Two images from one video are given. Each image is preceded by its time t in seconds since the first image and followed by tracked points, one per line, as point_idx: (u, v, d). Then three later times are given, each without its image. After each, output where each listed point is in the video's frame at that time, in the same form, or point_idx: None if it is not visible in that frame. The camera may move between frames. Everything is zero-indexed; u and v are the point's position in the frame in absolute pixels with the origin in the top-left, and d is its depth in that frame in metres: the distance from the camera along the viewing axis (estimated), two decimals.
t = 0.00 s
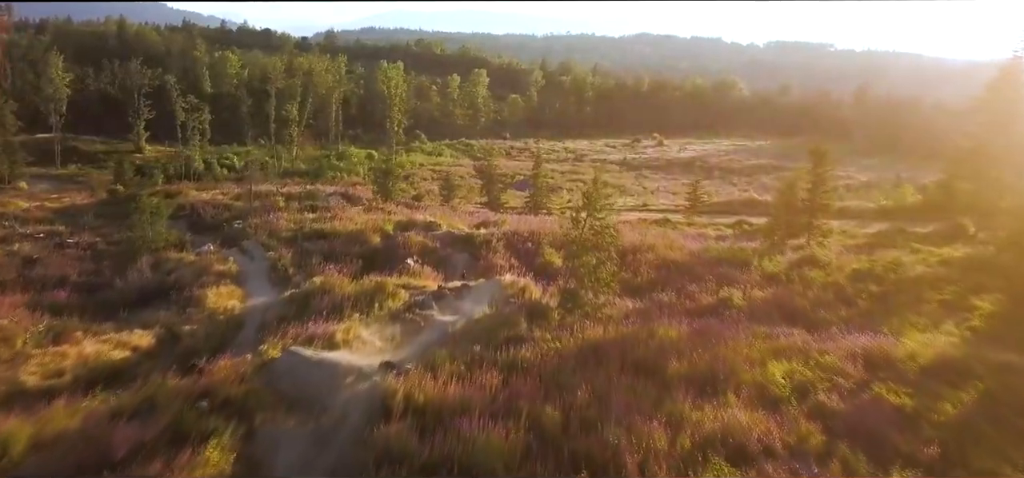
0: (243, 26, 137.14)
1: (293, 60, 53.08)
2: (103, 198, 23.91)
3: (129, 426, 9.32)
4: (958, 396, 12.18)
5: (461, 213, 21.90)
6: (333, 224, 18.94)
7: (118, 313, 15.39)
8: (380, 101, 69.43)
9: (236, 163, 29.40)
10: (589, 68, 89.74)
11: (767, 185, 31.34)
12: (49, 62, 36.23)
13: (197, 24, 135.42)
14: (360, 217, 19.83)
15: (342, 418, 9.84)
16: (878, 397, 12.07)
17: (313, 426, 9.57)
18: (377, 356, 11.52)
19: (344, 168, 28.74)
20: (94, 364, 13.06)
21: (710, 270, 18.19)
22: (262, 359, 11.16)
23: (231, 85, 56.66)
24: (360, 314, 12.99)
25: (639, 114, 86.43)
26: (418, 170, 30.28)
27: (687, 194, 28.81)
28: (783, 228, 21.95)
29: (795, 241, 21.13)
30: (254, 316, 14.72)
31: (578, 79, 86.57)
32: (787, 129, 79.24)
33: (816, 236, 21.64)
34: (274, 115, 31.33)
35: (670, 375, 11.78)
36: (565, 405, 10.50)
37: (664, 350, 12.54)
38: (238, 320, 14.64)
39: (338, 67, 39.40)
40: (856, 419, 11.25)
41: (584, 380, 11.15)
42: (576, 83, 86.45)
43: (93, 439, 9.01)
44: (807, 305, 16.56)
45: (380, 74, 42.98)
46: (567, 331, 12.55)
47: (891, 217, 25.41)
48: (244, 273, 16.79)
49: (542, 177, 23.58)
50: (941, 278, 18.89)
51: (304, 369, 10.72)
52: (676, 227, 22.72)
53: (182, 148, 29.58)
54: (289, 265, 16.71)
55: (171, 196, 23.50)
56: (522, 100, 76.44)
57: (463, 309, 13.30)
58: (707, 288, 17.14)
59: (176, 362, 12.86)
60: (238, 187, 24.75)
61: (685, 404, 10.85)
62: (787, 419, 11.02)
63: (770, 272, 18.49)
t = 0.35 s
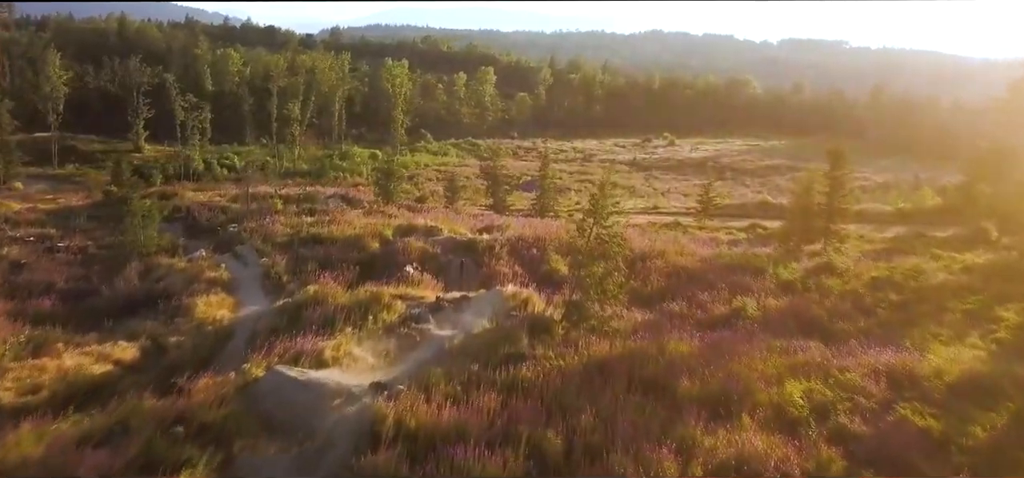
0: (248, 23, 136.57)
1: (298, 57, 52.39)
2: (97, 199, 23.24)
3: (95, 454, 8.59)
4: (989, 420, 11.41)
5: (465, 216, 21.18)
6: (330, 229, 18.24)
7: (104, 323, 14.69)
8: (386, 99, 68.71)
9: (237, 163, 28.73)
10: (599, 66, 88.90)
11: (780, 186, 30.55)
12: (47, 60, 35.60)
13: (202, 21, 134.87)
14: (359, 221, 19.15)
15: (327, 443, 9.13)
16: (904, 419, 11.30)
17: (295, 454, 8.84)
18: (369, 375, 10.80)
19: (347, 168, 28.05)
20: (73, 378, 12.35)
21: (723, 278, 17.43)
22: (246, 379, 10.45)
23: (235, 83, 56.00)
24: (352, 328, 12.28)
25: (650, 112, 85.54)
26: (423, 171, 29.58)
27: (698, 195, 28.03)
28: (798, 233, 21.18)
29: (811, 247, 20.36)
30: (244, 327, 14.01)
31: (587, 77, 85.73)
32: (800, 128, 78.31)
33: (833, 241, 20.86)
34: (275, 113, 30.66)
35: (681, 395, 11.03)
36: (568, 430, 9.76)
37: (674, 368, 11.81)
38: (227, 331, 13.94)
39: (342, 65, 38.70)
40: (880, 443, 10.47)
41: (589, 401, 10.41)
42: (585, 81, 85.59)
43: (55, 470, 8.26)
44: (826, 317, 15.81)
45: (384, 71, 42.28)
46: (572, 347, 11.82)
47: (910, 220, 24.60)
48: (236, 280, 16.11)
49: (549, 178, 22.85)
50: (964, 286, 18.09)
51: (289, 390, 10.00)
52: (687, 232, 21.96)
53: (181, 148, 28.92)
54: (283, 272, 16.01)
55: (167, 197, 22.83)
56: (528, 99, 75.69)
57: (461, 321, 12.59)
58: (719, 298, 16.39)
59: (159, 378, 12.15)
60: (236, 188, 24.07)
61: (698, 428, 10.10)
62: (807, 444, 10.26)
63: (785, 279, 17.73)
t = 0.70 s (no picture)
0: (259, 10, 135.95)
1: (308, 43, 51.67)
2: (96, 188, 22.61)
3: (60, 473, 7.91)
4: None
5: (473, 211, 20.50)
6: (331, 223, 17.55)
7: (93, 323, 14.07)
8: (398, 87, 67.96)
9: (242, 153, 28.07)
10: (613, 53, 87.90)
11: (799, 178, 29.73)
12: (50, 46, 34.99)
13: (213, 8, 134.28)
14: (363, 215, 18.48)
15: (313, 462, 8.43)
16: (935, 433, 10.55)
17: (278, 474, 8.15)
18: (362, 386, 10.12)
19: (354, 158, 27.39)
20: (55, 383, 11.71)
21: (740, 277, 16.69)
22: (230, 390, 9.78)
23: (244, 70, 55.34)
24: (348, 334, 11.60)
25: (666, 100, 84.53)
26: (432, 162, 28.90)
27: (715, 187, 27.26)
28: (819, 229, 20.40)
29: (833, 244, 19.59)
30: (237, 329, 13.34)
31: (601, 64, 84.76)
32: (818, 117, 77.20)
33: (855, 237, 20.08)
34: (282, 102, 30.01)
35: (695, 409, 10.31)
36: (574, 447, 9.05)
37: (689, 378, 11.08)
38: (219, 333, 13.30)
39: (350, 52, 38.01)
40: (911, 460, 9.72)
41: (597, 416, 9.70)
42: (599, 68, 84.64)
43: None
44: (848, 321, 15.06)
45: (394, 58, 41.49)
46: (580, 356, 11.09)
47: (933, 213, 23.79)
48: (232, 277, 15.47)
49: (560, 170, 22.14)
50: (994, 284, 17.29)
51: (275, 403, 9.33)
52: (702, 228, 21.21)
53: (185, 137, 28.30)
54: (280, 269, 15.34)
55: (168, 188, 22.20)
56: (541, 88, 74.84)
57: (463, 326, 11.91)
58: (737, 299, 15.67)
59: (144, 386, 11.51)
60: (239, 179, 23.43)
61: (714, 445, 9.37)
62: (832, 461, 9.51)
63: (806, 278, 16.97)
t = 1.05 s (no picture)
0: None
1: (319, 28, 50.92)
2: (96, 176, 21.99)
3: None
4: None
5: (482, 203, 19.83)
6: (333, 216, 16.92)
7: (83, 321, 13.44)
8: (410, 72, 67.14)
9: (247, 141, 27.42)
10: (629, 38, 86.81)
11: (820, 168, 28.93)
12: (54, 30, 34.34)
13: None
14: (368, 207, 17.85)
15: None
16: (971, 450, 9.82)
17: None
18: (355, 398, 9.46)
19: (363, 146, 26.74)
20: (36, 387, 11.07)
21: (759, 274, 15.97)
22: (214, 402, 9.13)
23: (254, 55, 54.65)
24: (344, 339, 10.96)
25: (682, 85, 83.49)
26: (441, 151, 28.22)
27: (733, 177, 26.49)
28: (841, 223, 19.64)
29: (856, 239, 18.83)
30: (230, 329, 12.72)
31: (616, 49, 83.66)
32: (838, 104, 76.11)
33: (879, 231, 19.31)
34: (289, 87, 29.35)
35: (713, 423, 9.64)
36: (581, 466, 8.36)
37: (705, 388, 10.39)
38: (213, 334, 12.67)
39: (359, 37, 37.29)
40: None
41: (607, 431, 9.02)
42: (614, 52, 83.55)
43: None
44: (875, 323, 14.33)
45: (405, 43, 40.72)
46: (589, 365, 10.43)
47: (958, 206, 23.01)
48: (228, 273, 14.84)
49: (573, 160, 21.42)
50: None
51: (260, 419, 8.68)
52: (720, 222, 20.48)
53: (189, 124, 27.68)
54: (279, 265, 14.72)
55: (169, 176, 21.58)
56: (555, 74, 73.90)
57: (466, 330, 11.24)
58: (757, 299, 14.97)
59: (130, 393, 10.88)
60: (243, 167, 22.80)
61: (732, 463, 8.67)
62: None
63: (828, 276, 16.24)
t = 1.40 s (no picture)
0: None
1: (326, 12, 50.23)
2: (92, 165, 21.40)
3: None
4: None
5: (488, 195, 19.21)
6: (332, 208, 16.30)
7: (68, 321, 12.86)
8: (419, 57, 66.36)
9: (250, 128, 26.82)
10: (642, 23, 85.84)
11: (838, 157, 28.19)
12: (55, 15, 33.76)
13: None
14: (370, 198, 17.25)
15: None
16: (1004, 467, 9.13)
17: None
18: (343, 412, 8.83)
19: (367, 134, 26.16)
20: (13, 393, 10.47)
21: (776, 272, 15.29)
22: (192, 418, 8.51)
23: (260, 40, 54.01)
24: (335, 346, 10.34)
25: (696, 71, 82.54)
26: (448, 139, 27.58)
27: (747, 167, 25.79)
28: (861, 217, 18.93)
29: (876, 235, 18.14)
30: (220, 330, 12.11)
31: (629, 34, 82.73)
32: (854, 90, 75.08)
33: (901, 226, 18.61)
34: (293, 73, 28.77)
35: (727, 439, 8.97)
36: None
37: (719, 400, 9.71)
38: (201, 335, 12.08)
39: (366, 22, 36.63)
40: None
41: (612, 448, 8.34)
42: (627, 38, 82.62)
43: None
44: (897, 325, 13.66)
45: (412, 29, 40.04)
46: (595, 374, 9.77)
47: (981, 198, 22.26)
48: (221, 270, 14.24)
49: (583, 150, 20.78)
50: None
51: (239, 438, 8.06)
52: (735, 215, 19.79)
53: (191, 110, 27.13)
54: (273, 262, 14.11)
55: (167, 165, 20.99)
56: (567, 60, 73.09)
57: (465, 335, 10.60)
58: (773, 300, 14.31)
59: (109, 404, 10.30)
60: (243, 156, 22.22)
61: None
62: None
63: (848, 274, 15.56)
